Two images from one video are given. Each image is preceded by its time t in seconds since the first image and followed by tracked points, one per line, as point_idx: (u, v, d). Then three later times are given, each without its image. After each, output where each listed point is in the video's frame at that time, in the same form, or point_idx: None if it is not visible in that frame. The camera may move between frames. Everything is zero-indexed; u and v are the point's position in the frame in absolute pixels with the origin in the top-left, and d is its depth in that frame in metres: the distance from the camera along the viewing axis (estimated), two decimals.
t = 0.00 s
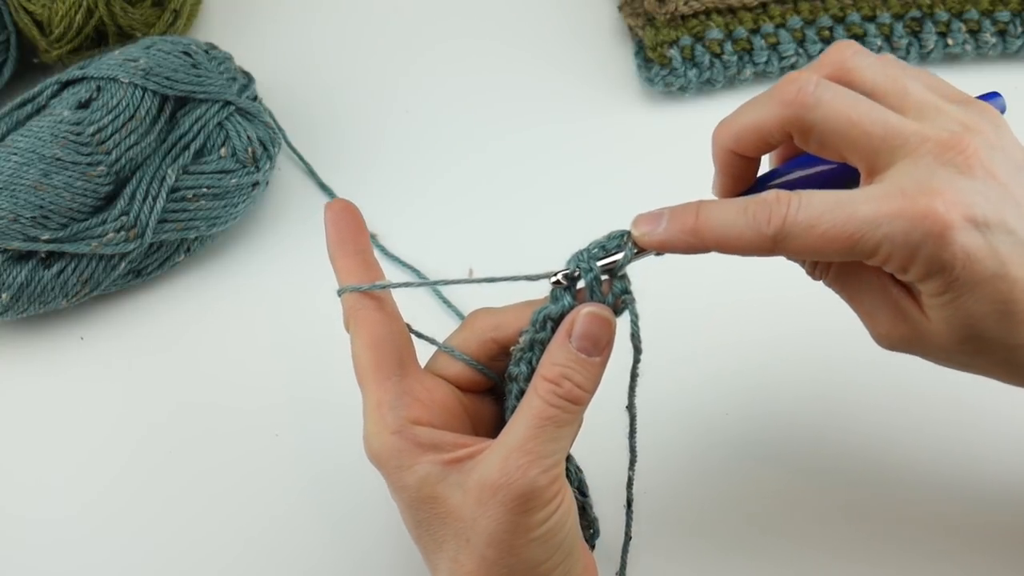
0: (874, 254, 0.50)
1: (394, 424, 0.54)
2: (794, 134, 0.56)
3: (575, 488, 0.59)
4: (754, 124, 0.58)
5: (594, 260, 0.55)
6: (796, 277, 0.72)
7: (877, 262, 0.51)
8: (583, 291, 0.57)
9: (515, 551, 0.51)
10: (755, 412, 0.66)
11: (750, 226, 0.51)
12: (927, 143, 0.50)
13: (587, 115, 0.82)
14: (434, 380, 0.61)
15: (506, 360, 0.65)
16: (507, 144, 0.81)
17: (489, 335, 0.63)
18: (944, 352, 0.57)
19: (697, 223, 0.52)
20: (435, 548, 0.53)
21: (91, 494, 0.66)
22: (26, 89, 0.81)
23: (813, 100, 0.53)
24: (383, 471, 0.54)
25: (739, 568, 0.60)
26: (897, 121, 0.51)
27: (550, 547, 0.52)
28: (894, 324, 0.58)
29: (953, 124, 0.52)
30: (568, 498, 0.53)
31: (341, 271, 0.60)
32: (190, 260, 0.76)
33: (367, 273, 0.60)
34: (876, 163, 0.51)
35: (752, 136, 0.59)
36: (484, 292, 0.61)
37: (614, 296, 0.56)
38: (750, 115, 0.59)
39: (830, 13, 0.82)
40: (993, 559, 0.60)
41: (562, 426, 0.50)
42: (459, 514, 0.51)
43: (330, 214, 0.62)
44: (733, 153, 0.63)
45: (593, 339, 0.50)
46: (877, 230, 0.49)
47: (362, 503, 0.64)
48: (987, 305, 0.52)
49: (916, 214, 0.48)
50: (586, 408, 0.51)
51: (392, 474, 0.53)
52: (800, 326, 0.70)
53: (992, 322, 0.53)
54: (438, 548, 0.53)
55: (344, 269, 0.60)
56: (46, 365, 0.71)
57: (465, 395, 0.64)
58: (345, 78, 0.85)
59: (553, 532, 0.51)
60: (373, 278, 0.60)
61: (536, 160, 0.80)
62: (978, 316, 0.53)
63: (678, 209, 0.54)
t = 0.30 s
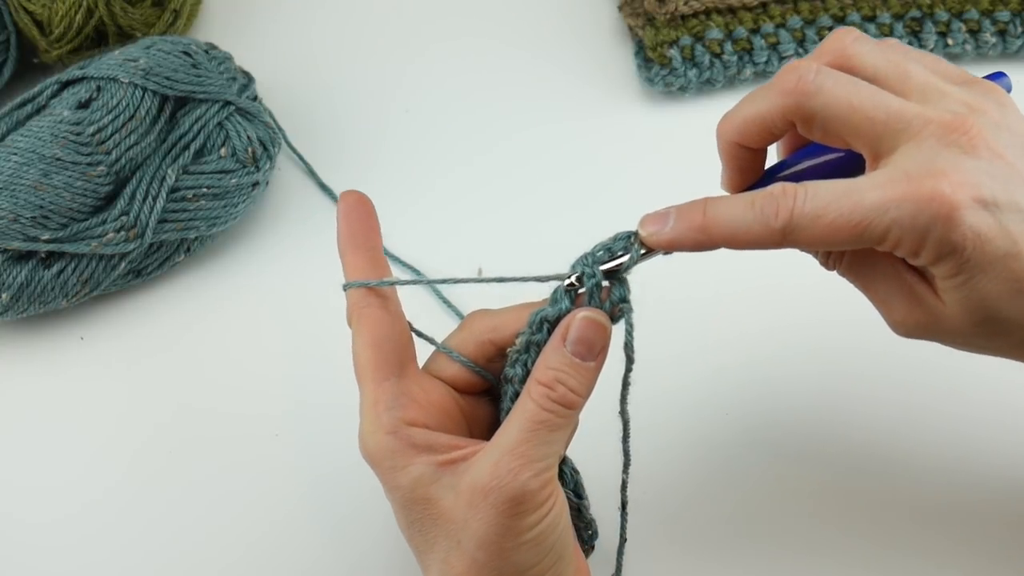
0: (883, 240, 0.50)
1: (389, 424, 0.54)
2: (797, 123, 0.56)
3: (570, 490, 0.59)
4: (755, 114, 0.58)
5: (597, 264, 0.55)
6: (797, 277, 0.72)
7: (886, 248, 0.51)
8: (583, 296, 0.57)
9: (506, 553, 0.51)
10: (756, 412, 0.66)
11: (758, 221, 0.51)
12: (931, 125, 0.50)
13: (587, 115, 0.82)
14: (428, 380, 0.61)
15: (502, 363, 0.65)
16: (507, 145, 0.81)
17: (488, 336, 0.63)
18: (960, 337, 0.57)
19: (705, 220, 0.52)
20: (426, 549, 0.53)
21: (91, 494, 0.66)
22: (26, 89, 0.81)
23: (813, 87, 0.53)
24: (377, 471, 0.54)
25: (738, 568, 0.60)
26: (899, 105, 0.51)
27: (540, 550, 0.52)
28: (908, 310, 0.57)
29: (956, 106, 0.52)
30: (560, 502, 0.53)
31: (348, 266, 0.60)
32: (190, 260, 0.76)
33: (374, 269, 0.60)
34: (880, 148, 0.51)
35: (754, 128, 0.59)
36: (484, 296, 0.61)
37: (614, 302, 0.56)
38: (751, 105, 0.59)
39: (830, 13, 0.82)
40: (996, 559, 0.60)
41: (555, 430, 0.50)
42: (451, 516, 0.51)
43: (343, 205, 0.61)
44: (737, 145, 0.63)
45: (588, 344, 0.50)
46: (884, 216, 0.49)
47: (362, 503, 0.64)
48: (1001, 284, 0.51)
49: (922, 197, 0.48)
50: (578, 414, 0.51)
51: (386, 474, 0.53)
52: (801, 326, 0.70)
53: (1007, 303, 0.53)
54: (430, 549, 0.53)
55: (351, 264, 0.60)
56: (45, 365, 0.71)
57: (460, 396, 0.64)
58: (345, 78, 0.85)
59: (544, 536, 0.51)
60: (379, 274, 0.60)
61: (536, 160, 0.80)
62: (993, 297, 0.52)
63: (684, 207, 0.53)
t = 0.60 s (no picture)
0: (897, 224, 0.49)
1: (387, 425, 0.54)
2: (803, 111, 0.57)
3: (568, 492, 0.59)
4: (760, 105, 0.59)
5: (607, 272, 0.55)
6: (798, 276, 0.72)
7: (899, 233, 0.51)
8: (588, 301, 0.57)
9: (502, 557, 0.51)
10: (755, 412, 0.66)
11: (770, 217, 0.51)
12: (937, 106, 0.50)
13: (587, 115, 0.82)
14: (429, 381, 0.61)
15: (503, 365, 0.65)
16: (508, 144, 0.81)
17: (488, 338, 0.63)
18: (981, 320, 0.56)
19: (716, 218, 0.52)
20: (423, 550, 0.53)
21: (91, 493, 0.66)
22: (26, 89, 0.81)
23: (816, 75, 0.54)
24: (376, 471, 0.54)
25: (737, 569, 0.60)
26: (902, 88, 0.51)
27: (536, 554, 0.52)
28: (928, 296, 0.56)
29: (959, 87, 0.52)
30: (556, 507, 0.53)
31: (361, 261, 0.59)
32: (190, 260, 0.76)
33: (387, 266, 0.59)
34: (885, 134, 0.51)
35: (759, 120, 0.60)
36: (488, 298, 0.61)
37: (615, 310, 0.55)
38: (756, 97, 0.59)
39: (830, 13, 0.82)
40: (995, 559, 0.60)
41: (552, 436, 0.49)
42: (448, 518, 0.51)
43: (361, 199, 0.60)
44: (743, 138, 0.63)
45: (587, 349, 0.50)
46: (894, 202, 0.48)
47: (362, 504, 0.64)
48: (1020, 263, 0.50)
49: (932, 178, 0.47)
50: (574, 420, 0.50)
51: (384, 474, 0.54)
52: (801, 325, 0.70)
53: None
54: (427, 550, 0.53)
55: (365, 259, 0.59)
56: (45, 365, 0.71)
57: (460, 397, 0.64)
58: (345, 78, 0.85)
59: (539, 541, 0.51)
60: (391, 273, 0.59)
61: (536, 160, 0.80)
62: (1012, 277, 0.51)
63: (695, 206, 0.54)
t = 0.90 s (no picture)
0: (905, 215, 0.49)
1: (389, 423, 0.54)
2: (805, 107, 0.57)
3: (567, 492, 0.59)
4: (762, 103, 0.60)
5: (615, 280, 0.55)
6: (797, 277, 0.72)
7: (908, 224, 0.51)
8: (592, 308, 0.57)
9: (498, 560, 0.50)
10: (755, 412, 0.66)
11: (776, 215, 0.51)
12: (938, 94, 0.50)
13: (587, 115, 0.82)
14: (434, 381, 0.61)
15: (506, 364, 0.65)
16: (508, 143, 0.81)
17: (492, 337, 0.64)
18: (998, 307, 0.55)
19: (724, 219, 0.52)
20: (420, 550, 0.53)
21: (91, 493, 0.66)
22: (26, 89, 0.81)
23: (815, 69, 0.54)
24: (377, 469, 0.54)
25: (735, 568, 0.60)
26: (902, 79, 0.51)
27: (533, 557, 0.52)
28: (946, 285, 0.56)
29: (960, 75, 0.52)
30: (553, 513, 0.52)
31: (379, 255, 0.59)
32: (190, 260, 0.76)
33: (404, 265, 0.59)
34: (887, 126, 0.52)
35: (762, 117, 0.61)
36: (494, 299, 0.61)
37: (616, 320, 0.55)
38: (758, 96, 0.60)
39: (830, 13, 0.82)
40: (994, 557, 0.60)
41: (552, 440, 0.49)
42: (446, 519, 0.51)
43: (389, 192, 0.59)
44: (748, 138, 0.64)
45: (590, 353, 0.50)
46: (900, 193, 0.48)
47: (362, 504, 0.64)
48: None
49: (936, 167, 0.47)
50: (576, 425, 0.50)
51: (385, 472, 0.54)
52: (801, 325, 0.70)
53: None
54: (424, 550, 0.53)
55: (382, 254, 0.59)
56: (45, 365, 0.71)
57: (463, 397, 0.64)
58: (345, 78, 0.85)
59: (536, 544, 0.51)
60: (407, 271, 0.59)
61: (536, 160, 0.80)
62: None
63: (703, 210, 0.54)
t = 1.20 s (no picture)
0: (911, 209, 0.49)
1: (392, 421, 0.54)
2: (806, 106, 0.58)
3: (567, 493, 0.59)
4: (763, 105, 0.60)
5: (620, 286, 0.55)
6: (797, 276, 0.72)
7: (915, 217, 0.51)
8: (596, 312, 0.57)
9: (497, 562, 0.50)
10: (756, 411, 0.66)
11: (782, 213, 0.51)
12: (939, 88, 0.50)
13: (587, 115, 0.82)
14: (440, 381, 0.61)
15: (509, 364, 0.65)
16: (508, 143, 0.81)
17: (496, 336, 0.64)
18: (1010, 301, 0.54)
19: (731, 220, 0.52)
20: (420, 549, 0.53)
21: (90, 493, 0.66)
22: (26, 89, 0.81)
23: (813, 69, 0.55)
24: (379, 466, 0.55)
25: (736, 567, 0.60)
26: (901, 75, 0.51)
27: (532, 559, 0.52)
28: (955, 279, 0.55)
29: (960, 70, 0.52)
30: (553, 515, 0.52)
31: (392, 254, 0.60)
32: (190, 260, 0.76)
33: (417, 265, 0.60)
34: (889, 122, 0.52)
35: (765, 118, 0.61)
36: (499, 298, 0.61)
37: (619, 326, 0.55)
38: (759, 98, 0.61)
39: (830, 13, 0.82)
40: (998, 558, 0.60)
41: (553, 443, 0.49)
42: (446, 519, 0.51)
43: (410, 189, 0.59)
44: (751, 139, 0.65)
45: (592, 355, 0.50)
46: (904, 187, 0.48)
47: (362, 504, 0.64)
48: None
49: (940, 158, 0.47)
50: (579, 427, 0.50)
51: (386, 469, 0.54)
52: (800, 326, 0.70)
53: None
54: (424, 551, 0.53)
55: (396, 253, 0.59)
56: (45, 365, 0.71)
57: (467, 396, 0.63)
58: (345, 78, 0.85)
59: (536, 546, 0.51)
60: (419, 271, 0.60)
61: (536, 160, 0.80)
62: None
63: (709, 212, 0.54)
